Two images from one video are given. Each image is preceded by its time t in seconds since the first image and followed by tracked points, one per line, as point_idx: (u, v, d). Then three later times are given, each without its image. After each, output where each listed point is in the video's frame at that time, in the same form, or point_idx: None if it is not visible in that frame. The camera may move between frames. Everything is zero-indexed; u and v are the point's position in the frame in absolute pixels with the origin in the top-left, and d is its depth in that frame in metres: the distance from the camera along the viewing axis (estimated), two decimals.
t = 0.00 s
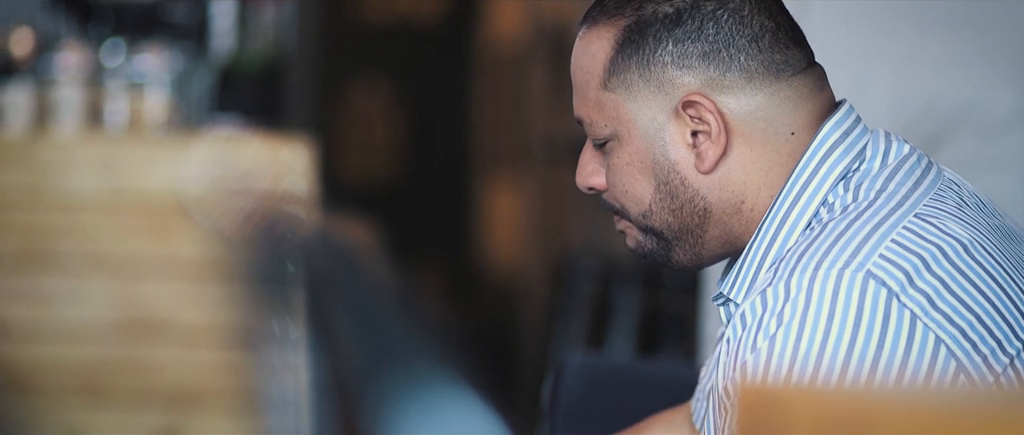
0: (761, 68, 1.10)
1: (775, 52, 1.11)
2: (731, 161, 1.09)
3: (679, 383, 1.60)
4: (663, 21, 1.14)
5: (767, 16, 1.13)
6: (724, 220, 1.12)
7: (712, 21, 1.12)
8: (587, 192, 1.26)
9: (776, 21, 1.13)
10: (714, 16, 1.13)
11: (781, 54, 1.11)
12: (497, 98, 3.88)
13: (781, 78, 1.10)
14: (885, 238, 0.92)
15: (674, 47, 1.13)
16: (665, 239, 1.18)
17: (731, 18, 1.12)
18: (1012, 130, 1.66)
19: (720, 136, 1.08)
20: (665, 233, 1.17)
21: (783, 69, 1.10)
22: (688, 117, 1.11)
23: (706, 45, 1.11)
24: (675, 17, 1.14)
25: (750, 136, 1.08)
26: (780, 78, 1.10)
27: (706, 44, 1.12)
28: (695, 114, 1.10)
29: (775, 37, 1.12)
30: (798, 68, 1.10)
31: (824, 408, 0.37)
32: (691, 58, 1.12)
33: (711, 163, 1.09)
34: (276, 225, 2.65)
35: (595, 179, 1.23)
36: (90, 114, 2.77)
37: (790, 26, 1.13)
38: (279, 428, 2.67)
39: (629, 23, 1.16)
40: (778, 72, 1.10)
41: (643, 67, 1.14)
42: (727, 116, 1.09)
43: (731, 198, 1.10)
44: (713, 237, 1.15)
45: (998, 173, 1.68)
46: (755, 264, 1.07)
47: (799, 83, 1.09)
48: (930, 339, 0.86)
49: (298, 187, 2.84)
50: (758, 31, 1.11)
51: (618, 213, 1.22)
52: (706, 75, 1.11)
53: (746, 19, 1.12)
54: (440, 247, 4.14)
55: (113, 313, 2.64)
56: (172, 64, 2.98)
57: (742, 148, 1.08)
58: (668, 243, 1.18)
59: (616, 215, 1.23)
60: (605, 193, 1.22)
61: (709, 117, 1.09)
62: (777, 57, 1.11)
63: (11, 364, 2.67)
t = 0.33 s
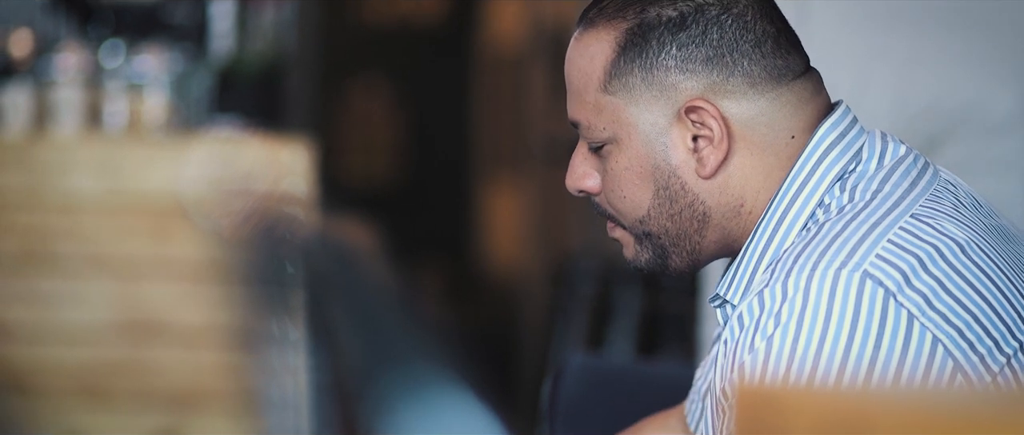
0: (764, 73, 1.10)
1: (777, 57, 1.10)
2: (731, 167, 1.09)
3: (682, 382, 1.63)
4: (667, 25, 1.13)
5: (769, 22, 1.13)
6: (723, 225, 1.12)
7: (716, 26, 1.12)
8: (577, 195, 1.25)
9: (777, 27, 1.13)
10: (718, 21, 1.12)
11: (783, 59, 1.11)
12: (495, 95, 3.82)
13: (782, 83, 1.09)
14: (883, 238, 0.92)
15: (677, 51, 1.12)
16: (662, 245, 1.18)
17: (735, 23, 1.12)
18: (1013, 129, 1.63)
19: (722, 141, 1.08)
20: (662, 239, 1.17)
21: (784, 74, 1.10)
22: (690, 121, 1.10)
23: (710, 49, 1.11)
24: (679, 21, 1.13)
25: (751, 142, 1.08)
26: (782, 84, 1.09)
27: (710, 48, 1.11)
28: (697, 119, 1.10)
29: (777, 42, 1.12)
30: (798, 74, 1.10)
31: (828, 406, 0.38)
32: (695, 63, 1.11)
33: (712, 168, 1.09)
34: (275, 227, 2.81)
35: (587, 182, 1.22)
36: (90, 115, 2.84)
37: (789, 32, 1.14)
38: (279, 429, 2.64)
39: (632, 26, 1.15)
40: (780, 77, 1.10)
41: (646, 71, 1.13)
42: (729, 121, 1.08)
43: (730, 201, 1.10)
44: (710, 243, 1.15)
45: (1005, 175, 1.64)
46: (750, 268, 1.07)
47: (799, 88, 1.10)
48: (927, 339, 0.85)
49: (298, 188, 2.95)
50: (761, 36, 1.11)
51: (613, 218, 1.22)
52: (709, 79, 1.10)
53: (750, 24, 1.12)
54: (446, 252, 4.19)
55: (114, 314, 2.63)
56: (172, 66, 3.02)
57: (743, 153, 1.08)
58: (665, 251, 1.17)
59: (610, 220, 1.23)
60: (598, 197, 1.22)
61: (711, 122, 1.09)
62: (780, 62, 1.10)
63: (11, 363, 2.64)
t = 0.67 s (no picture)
0: (783, 65, 1.10)
1: (794, 49, 1.11)
2: (754, 160, 1.08)
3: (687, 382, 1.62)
4: (685, 21, 1.12)
5: (782, 14, 1.14)
6: (740, 223, 1.11)
7: (734, 20, 1.11)
8: (587, 197, 1.22)
9: (790, 20, 1.14)
10: (736, 15, 1.12)
11: (799, 51, 1.11)
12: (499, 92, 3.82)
13: (799, 74, 1.10)
14: (888, 238, 0.92)
15: (697, 46, 1.11)
16: (682, 247, 1.15)
17: (752, 16, 1.12)
18: (1015, 129, 1.63)
19: (745, 134, 1.07)
20: (683, 240, 1.14)
21: (801, 65, 1.10)
22: (712, 117, 1.09)
23: (729, 43, 1.10)
24: (697, 16, 1.12)
25: (771, 135, 1.08)
26: (799, 74, 1.10)
27: (729, 42, 1.10)
28: (720, 114, 1.09)
29: (792, 34, 1.12)
30: (813, 64, 1.11)
31: (833, 407, 0.38)
32: (715, 57, 1.10)
33: (735, 162, 1.07)
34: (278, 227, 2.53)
35: (598, 185, 1.19)
36: (93, 114, 2.82)
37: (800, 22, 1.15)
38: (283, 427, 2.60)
39: (648, 23, 1.13)
40: (797, 68, 1.10)
41: (666, 68, 1.11)
42: (753, 115, 1.08)
43: (749, 196, 1.09)
44: (728, 242, 1.12)
45: (1012, 173, 1.65)
46: (755, 268, 1.07)
47: (815, 79, 1.10)
48: (932, 338, 0.86)
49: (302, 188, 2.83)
50: (778, 29, 1.12)
51: (627, 220, 1.19)
52: (729, 73, 1.10)
53: (766, 17, 1.12)
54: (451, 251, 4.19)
55: (117, 312, 2.65)
56: (177, 63, 3.10)
57: (764, 147, 1.08)
58: (686, 254, 1.15)
59: (624, 223, 1.20)
60: (611, 198, 1.19)
61: (734, 117, 1.08)
62: (796, 54, 1.11)
63: (10, 363, 2.66)
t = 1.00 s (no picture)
0: (787, 60, 1.10)
1: (797, 44, 1.11)
2: (763, 158, 1.07)
3: (687, 375, 1.61)
4: (690, 20, 1.12)
5: (784, 9, 1.14)
6: (748, 222, 1.10)
7: (738, 17, 1.11)
8: (592, 202, 1.20)
9: (792, 14, 1.14)
10: (740, 12, 1.11)
11: (802, 46, 1.12)
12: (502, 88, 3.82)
13: (803, 67, 1.10)
14: (893, 232, 0.92)
15: (703, 45, 1.10)
16: (690, 247, 1.14)
17: (756, 11, 1.12)
18: (1016, 129, 1.61)
19: (754, 132, 1.06)
20: (691, 240, 1.14)
21: (805, 60, 1.11)
22: (720, 115, 1.08)
23: (735, 40, 1.10)
24: (701, 15, 1.12)
25: (780, 132, 1.07)
26: (803, 69, 1.10)
27: (734, 39, 1.10)
28: (728, 112, 1.08)
29: (795, 28, 1.13)
30: (815, 59, 1.12)
31: (838, 403, 0.38)
32: (722, 55, 1.10)
33: (744, 160, 1.07)
34: (282, 221, 2.77)
35: (603, 188, 1.17)
36: (97, 108, 2.87)
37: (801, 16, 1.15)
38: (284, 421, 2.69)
39: (651, 24, 1.12)
40: (801, 62, 1.10)
41: (673, 68, 1.10)
42: (762, 113, 1.07)
43: (758, 194, 1.09)
44: (736, 240, 1.12)
45: (1015, 171, 1.63)
46: (758, 264, 1.06)
47: (818, 73, 1.11)
48: (939, 332, 0.86)
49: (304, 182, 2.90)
50: (781, 24, 1.12)
51: (635, 222, 1.18)
52: (736, 71, 1.09)
53: (769, 12, 1.12)
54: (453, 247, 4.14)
55: (120, 307, 2.65)
56: (179, 59, 3.03)
57: (771, 145, 1.07)
58: (694, 254, 1.14)
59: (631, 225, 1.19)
60: (616, 200, 1.18)
61: (743, 114, 1.07)
62: (799, 49, 1.11)
63: (10, 356, 2.67)
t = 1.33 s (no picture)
0: (779, 55, 1.09)
1: (788, 37, 1.11)
2: (761, 154, 1.07)
3: (688, 369, 1.60)
4: (681, 21, 1.11)
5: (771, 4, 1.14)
6: (747, 219, 1.10)
7: (729, 15, 1.11)
8: (588, 207, 1.19)
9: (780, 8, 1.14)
10: (730, 10, 1.11)
11: (793, 40, 1.12)
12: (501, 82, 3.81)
13: (795, 60, 1.10)
14: (887, 224, 0.92)
15: (695, 45, 1.09)
16: (690, 242, 1.14)
17: (745, 8, 1.12)
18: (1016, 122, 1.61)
19: (752, 129, 1.06)
20: (691, 236, 1.13)
21: (796, 53, 1.11)
22: (717, 113, 1.08)
23: (727, 38, 1.10)
24: (692, 15, 1.11)
25: (777, 127, 1.07)
26: (796, 61, 1.10)
27: (726, 37, 1.10)
28: (725, 110, 1.07)
29: (784, 22, 1.13)
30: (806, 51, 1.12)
31: (835, 394, 0.38)
32: (715, 54, 1.09)
33: (744, 157, 1.06)
34: (283, 213, 2.82)
35: (599, 193, 1.17)
36: (98, 101, 2.87)
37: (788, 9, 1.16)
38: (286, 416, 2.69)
39: (643, 28, 1.11)
40: (792, 56, 1.10)
41: (667, 70, 1.09)
42: (759, 109, 1.07)
43: (757, 190, 1.08)
44: (736, 235, 1.12)
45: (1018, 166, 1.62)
46: (753, 256, 1.07)
47: (809, 65, 1.11)
48: (934, 323, 0.86)
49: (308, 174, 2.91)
50: (771, 19, 1.12)
51: (634, 222, 1.17)
52: (730, 68, 1.09)
53: (758, 8, 1.12)
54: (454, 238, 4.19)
55: (118, 300, 2.65)
56: (179, 51, 3.04)
57: (769, 141, 1.07)
58: (693, 246, 1.14)
59: (630, 225, 1.18)
60: (613, 205, 1.17)
61: (740, 111, 1.06)
62: (790, 43, 1.11)
63: (11, 349, 2.69)
